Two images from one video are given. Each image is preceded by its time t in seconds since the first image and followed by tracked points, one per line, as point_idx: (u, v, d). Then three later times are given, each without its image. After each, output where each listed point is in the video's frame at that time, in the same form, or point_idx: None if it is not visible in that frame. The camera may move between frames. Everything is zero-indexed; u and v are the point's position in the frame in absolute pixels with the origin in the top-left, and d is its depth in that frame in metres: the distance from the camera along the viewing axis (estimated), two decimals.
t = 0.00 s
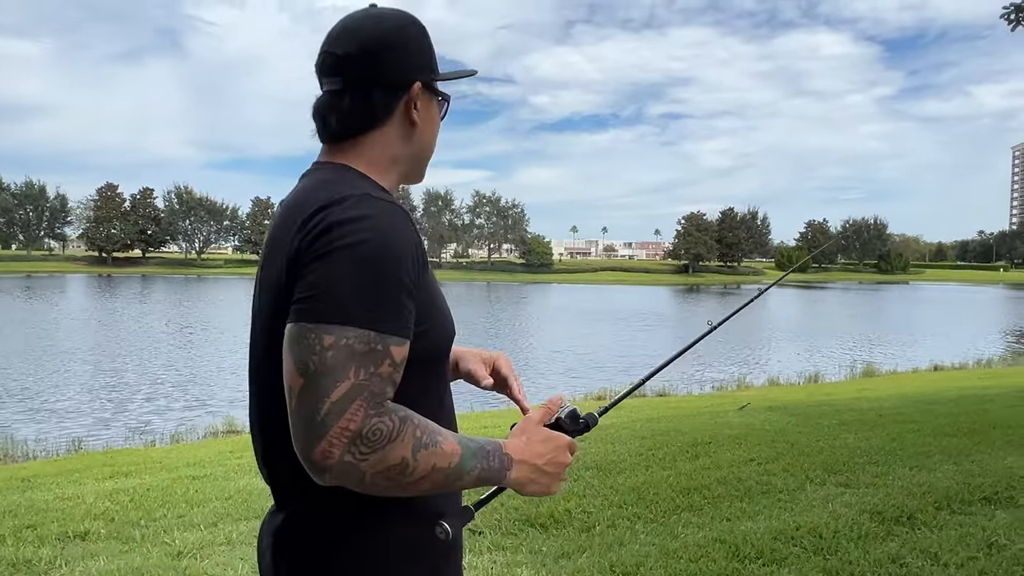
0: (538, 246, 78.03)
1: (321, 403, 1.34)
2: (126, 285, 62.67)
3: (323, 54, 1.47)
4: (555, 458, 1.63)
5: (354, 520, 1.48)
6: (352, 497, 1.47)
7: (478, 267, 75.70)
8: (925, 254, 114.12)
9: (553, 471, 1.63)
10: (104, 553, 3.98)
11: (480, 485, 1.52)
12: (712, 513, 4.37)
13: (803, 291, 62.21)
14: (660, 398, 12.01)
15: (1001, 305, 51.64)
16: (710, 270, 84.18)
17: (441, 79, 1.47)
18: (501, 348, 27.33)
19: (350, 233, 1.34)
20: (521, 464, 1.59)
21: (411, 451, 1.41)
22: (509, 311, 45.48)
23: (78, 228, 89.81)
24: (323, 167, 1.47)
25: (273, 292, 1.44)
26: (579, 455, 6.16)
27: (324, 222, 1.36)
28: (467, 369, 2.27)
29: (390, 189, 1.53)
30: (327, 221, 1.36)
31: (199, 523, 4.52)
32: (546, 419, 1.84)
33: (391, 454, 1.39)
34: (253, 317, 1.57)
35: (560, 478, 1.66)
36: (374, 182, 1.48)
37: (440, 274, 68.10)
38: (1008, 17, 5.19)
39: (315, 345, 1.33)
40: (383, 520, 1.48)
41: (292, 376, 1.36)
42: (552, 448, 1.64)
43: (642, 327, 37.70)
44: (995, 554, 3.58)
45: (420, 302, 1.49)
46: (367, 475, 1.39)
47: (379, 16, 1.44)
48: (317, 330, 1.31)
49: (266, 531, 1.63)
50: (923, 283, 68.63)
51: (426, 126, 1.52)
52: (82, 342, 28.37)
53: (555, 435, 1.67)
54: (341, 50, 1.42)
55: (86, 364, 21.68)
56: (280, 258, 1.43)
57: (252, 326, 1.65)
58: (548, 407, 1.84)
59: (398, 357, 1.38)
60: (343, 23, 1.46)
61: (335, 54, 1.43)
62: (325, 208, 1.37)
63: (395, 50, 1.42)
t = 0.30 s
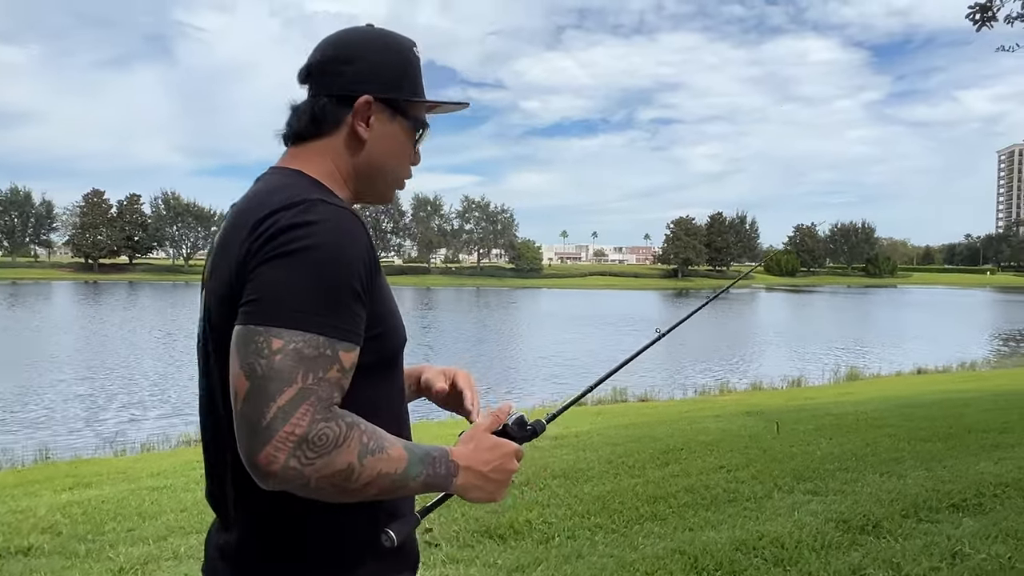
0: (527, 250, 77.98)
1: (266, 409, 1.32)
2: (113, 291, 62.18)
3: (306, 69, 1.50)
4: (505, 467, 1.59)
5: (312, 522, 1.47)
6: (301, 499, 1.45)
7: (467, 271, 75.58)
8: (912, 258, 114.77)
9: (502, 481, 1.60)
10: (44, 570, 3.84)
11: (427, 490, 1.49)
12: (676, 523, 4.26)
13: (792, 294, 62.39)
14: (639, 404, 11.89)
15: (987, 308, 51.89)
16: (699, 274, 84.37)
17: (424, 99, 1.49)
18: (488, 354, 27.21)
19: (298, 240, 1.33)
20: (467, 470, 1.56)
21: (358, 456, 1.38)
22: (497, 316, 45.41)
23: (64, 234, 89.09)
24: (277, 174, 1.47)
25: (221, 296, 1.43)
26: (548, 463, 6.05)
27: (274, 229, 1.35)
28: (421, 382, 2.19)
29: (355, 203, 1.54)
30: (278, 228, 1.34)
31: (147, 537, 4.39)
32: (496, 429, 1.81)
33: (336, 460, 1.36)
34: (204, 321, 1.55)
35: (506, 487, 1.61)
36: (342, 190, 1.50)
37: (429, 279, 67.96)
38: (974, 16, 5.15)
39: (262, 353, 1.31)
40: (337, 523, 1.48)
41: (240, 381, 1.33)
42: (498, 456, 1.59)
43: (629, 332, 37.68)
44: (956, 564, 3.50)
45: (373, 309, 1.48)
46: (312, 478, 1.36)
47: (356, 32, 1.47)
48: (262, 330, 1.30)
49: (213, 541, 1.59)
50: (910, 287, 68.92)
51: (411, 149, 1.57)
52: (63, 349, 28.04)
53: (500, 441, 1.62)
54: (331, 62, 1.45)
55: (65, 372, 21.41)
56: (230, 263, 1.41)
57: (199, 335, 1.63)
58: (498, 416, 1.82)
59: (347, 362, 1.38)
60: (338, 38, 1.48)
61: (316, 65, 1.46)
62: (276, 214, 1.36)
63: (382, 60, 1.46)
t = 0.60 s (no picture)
0: (514, 255, 77.98)
1: (272, 453, 1.25)
2: (96, 298, 61.59)
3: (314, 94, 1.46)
4: (500, 494, 1.54)
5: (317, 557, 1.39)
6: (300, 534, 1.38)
7: (454, 276, 75.46)
8: (896, 261, 115.58)
9: (496, 514, 1.53)
10: None
11: (426, 522, 1.42)
12: (632, 531, 4.20)
13: (776, 298, 62.67)
14: (614, 409, 11.82)
15: (970, 310, 52.29)
16: (686, 278, 84.65)
17: (425, 102, 1.49)
18: (472, 359, 27.09)
19: (309, 281, 1.26)
20: (465, 499, 1.49)
21: (360, 495, 1.32)
22: (483, 321, 45.32)
23: (46, 241, 88.20)
24: (288, 206, 1.40)
25: (221, 328, 1.34)
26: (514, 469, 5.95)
27: (282, 267, 1.28)
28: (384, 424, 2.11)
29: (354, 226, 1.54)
30: (287, 266, 1.27)
31: (91, 552, 4.27)
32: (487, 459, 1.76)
33: (339, 501, 1.30)
34: (197, 350, 1.47)
35: (501, 518, 1.55)
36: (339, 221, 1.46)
37: (416, 284, 67.81)
38: (935, 18, 5.15)
39: (269, 397, 1.24)
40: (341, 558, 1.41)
41: (245, 421, 1.26)
42: (495, 485, 1.54)
43: (615, 336, 37.69)
44: (912, 572, 3.44)
45: (379, 344, 1.41)
46: (316, 519, 1.29)
47: (358, 46, 1.44)
48: (270, 376, 1.23)
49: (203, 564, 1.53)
50: (893, 290, 69.38)
51: (414, 172, 1.56)
52: (41, 357, 27.69)
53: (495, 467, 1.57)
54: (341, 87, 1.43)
55: (42, 380, 21.14)
56: (232, 299, 1.33)
57: (194, 357, 1.54)
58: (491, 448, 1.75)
59: (353, 403, 1.31)
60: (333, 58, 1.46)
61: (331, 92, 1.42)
62: (285, 255, 1.28)
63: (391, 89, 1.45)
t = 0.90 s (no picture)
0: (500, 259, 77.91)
1: (319, 462, 1.31)
2: (77, 305, 60.88)
3: (316, 101, 1.49)
4: (521, 479, 1.60)
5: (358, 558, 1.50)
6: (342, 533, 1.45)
7: (440, 281, 75.32)
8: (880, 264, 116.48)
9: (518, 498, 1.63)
10: None
11: (458, 510, 1.52)
12: (586, 540, 4.13)
13: (762, 300, 62.81)
14: (591, 413, 11.72)
15: (953, 312, 52.74)
16: (672, 281, 84.96)
17: (415, 100, 1.50)
18: (455, 363, 26.87)
19: (329, 293, 1.30)
20: (493, 486, 1.59)
21: (401, 494, 1.40)
22: (469, 325, 45.18)
23: (27, 247, 87.14)
24: (302, 216, 1.44)
25: (240, 338, 1.39)
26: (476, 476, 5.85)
27: (301, 279, 1.33)
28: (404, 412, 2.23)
29: (354, 225, 1.59)
30: (305, 279, 1.32)
31: (29, 567, 4.18)
32: (508, 447, 1.82)
33: (384, 500, 1.38)
34: (202, 354, 1.52)
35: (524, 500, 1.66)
36: (343, 223, 1.52)
37: (403, 289, 67.60)
38: (895, 21, 5.11)
39: (307, 406, 1.30)
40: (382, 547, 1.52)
41: (286, 436, 1.32)
42: (517, 471, 1.60)
43: (601, 340, 37.71)
44: None
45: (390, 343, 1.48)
46: (363, 518, 1.37)
47: (349, 48, 1.47)
48: (311, 390, 1.28)
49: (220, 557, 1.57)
50: (877, 292, 69.73)
51: (408, 173, 1.60)
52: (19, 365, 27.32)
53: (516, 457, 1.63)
54: (346, 99, 1.46)
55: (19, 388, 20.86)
56: (256, 312, 1.37)
57: (199, 350, 1.58)
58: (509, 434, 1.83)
59: (377, 406, 1.37)
60: (327, 57, 1.48)
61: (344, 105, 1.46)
62: (304, 268, 1.32)
63: (389, 92, 1.48)
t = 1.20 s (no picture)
0: (486, 264, 77.84)
1: (273, 443, 1.26)
2: (59, 311, 60.18)
3: (278, 101, 1.46)
4: (498, 457, 1.55)
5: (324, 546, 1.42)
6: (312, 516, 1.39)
7: (427, 286, 75.13)
8: (864, 267, 117.40)
9: (496, 475, 1.56)
10: None
11: (427, 491, 1.44)
12: (544, 549, 4.05)
13: (748, 304, 63.00)
14: (570, 419, 11.58)
15: (937, 315, 53.11)
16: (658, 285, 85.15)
17: (381, 91, 1.45)
18: (439, 368, 26.72)
19: (280, 280, 1.26)
20: (465, 465, 1.52)
21: (359, 474, 1.33)
22: (455, 330, 45.07)
23: (9, 253, 86.17)
24: (269, 208, 1.41)
25: (205, 336, 1.35)
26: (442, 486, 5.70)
27: (256, 266, 1.30)
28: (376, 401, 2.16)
29: (329, 218, 1.53)
30: (261, 264, 1.28)
31: None
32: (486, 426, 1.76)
33: (342, 480, 1.31)
34: (182, 347, 1.51)
35: (502, 479, 1.58)
36: (319, 221, 1.47)
37: (389, 294, 67.34)
38: (856, 23, 5.11)
39: (261, 389, 1.24)
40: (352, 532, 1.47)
41: (241, 425, 1.27)
42: (492, 450, 1.55)
43: (586, 344, 37.73)
44: None
45: (353, 331, 1.44)
46: (321, 500, 1.31)
47: (305, 45, 1.43)
48: (262, 373, 1.23)
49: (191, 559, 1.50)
50: (862, 295, 70.15)
51: (377, 163, 1.54)
52: None
53: (493, 431, 1.58)
54: (312, 92, 1.42)
55: None
56: (215, 308, 1.33)
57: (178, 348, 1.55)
58: (488, 415, 1.76)
59: (338, 390, 1.32)
60: (290, 59, 1.44)
61: (310, 101, 1.41)
62: (261, 253, 1.29)
63: (350, 78, 1.44)
